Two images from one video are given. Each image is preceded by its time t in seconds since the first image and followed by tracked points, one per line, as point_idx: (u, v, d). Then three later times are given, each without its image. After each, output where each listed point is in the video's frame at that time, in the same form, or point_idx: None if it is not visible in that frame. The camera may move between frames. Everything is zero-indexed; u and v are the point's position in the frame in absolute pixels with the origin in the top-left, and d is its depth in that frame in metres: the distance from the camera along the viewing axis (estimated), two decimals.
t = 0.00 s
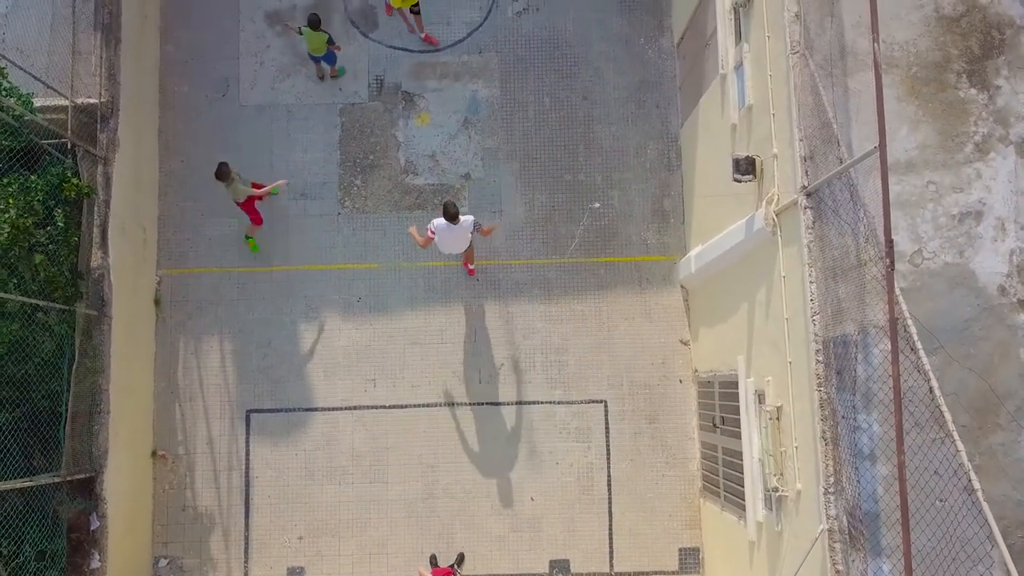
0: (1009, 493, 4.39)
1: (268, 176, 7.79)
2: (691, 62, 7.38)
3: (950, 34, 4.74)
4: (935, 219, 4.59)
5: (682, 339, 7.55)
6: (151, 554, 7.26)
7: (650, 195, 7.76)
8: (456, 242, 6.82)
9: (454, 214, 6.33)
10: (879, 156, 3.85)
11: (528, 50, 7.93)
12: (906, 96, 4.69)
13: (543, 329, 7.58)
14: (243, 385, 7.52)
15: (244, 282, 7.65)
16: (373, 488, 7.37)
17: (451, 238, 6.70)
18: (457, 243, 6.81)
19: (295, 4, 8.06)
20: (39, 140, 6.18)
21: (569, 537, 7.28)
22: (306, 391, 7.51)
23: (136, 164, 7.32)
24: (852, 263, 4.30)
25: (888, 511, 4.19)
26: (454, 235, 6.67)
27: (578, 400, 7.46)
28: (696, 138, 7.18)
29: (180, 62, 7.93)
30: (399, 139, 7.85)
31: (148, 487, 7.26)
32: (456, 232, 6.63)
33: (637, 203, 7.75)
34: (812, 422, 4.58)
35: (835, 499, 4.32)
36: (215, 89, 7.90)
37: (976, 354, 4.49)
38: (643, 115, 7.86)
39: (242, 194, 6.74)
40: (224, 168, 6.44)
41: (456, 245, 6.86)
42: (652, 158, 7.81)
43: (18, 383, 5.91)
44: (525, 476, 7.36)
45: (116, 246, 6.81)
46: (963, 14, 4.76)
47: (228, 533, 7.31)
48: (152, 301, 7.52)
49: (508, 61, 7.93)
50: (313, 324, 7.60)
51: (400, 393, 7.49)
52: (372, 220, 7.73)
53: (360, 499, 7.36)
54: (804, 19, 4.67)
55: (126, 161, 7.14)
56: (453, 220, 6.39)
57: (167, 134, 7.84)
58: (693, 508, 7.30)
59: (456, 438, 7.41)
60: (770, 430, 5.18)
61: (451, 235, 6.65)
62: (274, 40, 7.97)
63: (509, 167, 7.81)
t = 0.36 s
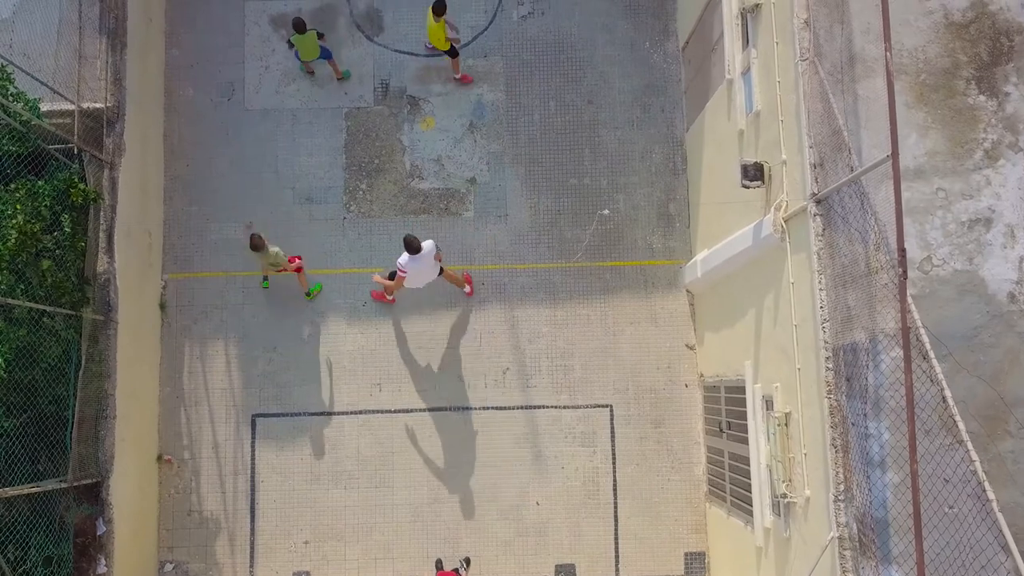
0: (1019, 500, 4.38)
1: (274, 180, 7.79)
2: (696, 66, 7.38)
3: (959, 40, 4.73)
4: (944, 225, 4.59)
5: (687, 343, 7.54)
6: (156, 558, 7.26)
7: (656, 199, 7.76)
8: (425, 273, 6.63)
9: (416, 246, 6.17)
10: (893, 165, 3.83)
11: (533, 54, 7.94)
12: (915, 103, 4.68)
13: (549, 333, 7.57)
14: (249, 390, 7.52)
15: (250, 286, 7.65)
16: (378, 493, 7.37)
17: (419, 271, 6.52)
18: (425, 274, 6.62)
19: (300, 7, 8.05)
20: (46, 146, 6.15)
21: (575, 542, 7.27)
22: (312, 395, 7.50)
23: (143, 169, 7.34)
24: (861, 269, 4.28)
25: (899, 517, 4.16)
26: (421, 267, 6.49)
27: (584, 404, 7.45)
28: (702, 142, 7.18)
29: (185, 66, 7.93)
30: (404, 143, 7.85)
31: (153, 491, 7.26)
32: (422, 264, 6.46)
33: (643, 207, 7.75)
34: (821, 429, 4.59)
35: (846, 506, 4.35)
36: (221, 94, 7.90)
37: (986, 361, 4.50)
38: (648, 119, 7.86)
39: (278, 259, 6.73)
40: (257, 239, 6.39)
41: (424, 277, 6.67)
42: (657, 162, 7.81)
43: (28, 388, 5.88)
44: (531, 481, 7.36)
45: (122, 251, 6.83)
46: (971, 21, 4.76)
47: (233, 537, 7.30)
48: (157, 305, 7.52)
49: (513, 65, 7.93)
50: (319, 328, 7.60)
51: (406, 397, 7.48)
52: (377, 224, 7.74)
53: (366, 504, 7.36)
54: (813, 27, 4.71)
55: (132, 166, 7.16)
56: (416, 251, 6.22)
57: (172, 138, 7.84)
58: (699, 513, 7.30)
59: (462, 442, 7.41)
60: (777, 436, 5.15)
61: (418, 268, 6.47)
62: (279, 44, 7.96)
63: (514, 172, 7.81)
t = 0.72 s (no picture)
0: None
1: (279, 186, 7.79)
2: (702, 72, 7.37)
3: (968, 49, 4.72)
4: (953, 235, 4.58)
5: (693, 349, 7.53)
6: (161, 565, 7.26)
7: (661, 205, 7.75)
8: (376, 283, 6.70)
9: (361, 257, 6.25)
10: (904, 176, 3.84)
11: (538, 59, 7.93)
12: (924, 112, 4.67)
13: (554, 339, 7.57)
14: (254, 396, 7.52)
15: (255, 292, 7.65)
16: (384, 499, 7.36)
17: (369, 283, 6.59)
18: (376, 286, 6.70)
19: (305, 12, 8.03)
20: (52, 153, 6.14)
21: (580, 548, 7.27)
22: (317, 401, 7.50)
23: (148, 174, 7.34)
24: (870, 279, 4.28)
25: (908, 527, 4.16)
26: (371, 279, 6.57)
27: (589, 410, 7.45)
28: (708, 148, 7.17)
29: (190, 71, 7.93)
30: (410, 148, 7.85)
31: (159, 498, 7.26)
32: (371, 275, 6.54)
33: (648, 213, 7.74)
34: (830, 438, 4.58)
35: (855, 517, 4.33)
36: (225, 99, 7.89)
37: (995, 371, 4.49)
38: (654, 125, 7.85)
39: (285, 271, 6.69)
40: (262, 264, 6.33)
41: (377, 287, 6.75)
42: (662, 167, 7.80)
43: (35, 396, 5.88)
44: (536, 487, 7.35)
45: (127, 257, 6.83)
46: (981, 29, 4.74)
47: (238, 543, 7.30)
48: (162, 310, 7.52)
49: (518, 71, 7.92)
50: (324, 334, 7.59)
51: (411, 403, 7.48)
52: (383, 230, 7.74)
53: (371, 510, 7.35)
54: (822, 36, 4.71)
55: (137, 172, 7.15)
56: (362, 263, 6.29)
57: (178, 143, 7.84)
58: (704, 519, 7.29)
59: (467, 448, 7.41)
60: (785, 445, 5.14)
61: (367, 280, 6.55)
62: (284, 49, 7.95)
63: (519, 177, 7.81)
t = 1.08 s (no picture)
0: None
1: (281, 193, 7.78)
2: (706, 80, 7.36)
3: (973, 62, 4.71)
4: (958, 248, 4.58)
5: (696, 358, 7.53)
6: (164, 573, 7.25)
7: (664, 213, 7.74)
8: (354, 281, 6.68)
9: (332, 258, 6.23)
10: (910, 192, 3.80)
11: (541, 67, 7.93)
12: (929, 125, 4.66)
13: (557, 347, 7.56)
14: (256, 404, 7.51)
15: (257, 300, 7.65)
16: (387, 507, 7.35)
17: (339, 288, 6.56)
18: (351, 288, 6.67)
19: (307, 20, 8.02)
20: (55, 163, 6.11)
21: (583, 556, 7.26)
22: (319, 410, 7.49)
23: (150, 183, 7.34)
24: (875, 293, 4.28)
25: (914, 542, 4.17)
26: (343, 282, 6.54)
27: (592, 419, 7.44)
28: (711, 156, 7.17)
29: (192, 79, 7.92)
30: (412, 156, 7.84)
31: (161, 506, 7.25)
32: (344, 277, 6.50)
33: (651, 221, 7.73)
34: (835, 452, 4.56)
35: (860, 531, 4.31)
36: (228, 107, 7.89)
37: (1001, 385, 4.47)
38: (656, 133, 7.85)
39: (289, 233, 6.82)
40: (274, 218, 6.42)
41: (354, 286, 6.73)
42: (665, 175, 7.79)
43: (38, 405, 5.87)
44: (539, 496, 7.34)
45: (131, 265, 6.84)
46: (986, 42, 4.73)
47: (241, 552, 7.29)
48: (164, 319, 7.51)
49: (521, 79, 7.92)
50: (326, 342, 7.59)
51: (413, 412, 7.47)
52: (385, 238, 7.74)
53: (374, 519, 7.34)
54: (827, 49, 4.71)
55: (141, 181, 7.15)
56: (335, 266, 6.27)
57: (180, 151, 7.83)
58: (708, 528, 7.28)
59: (470, 456, 7.40)
60: (790, 457, 5.11)
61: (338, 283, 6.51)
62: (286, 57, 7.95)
63: (522, 185, 7.81)
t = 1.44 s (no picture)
0: None
1: (283, 204, 7.78)
2: (708, 91, 7.34)
3: (976, 79, 4.69)
4: (962, 266, 4.56)
5: (698, 369, 7.51)
6: None
7: (666, 223, 7.73)
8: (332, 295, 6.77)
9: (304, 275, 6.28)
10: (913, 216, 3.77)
11: (543, 77, 7.91)
12: (932, 143, 4.65)
13: (558, 359, 7.54)
14: (257, 416, 7.50)
15: (259, 312, 7.64)
16: (388, 519, 7.34)
17: (309, 302, 6.69)
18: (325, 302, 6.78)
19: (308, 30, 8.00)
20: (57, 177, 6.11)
21: (585, 569, 7.24)
22: (320, 421, 7.48)
23: (152, 194, 7.33)
24: (880, 314, 4.28)
25: (916, 563, 4.18)
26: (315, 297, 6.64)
27: (594, 431, 7.42)
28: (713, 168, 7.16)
29: (193, 90, 7.91)
30: (414, 167, 7.83)
31: (162, 519, 7.24)
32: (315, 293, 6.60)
33: (653, 231, 7.72)
34: (837, 471, 4.53)
35: (863, 553, 4.29)
36: (228, 118, 7.88)
37: (1005, 405, 4.46)
38: (658, 144, 7.83)
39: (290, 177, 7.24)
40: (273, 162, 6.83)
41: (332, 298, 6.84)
42: (667, 186, 7.78)
43: (39, 420, 5.86)
44: (540, 508, 7.33)
45: (133, 277, 6.85)
46: (989, 59, 4.71)
47: (242, 564, 7.28)
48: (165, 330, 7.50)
49: (522, 89, 7.91)
50: (327, 353, 7.58)
51: (414, 423, 7.46)
52: (387, 249, 7.73)
53: (375, 532, 7.33)
54: (831, 67, 4.65)
55: (144, 193, 7.16)
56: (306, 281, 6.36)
57: (181, 162, 7.82)
58: (709, 540, 7.27)
59: (471, 468, 7.39)
60: (793, 473, 5.13)
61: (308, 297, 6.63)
62: (288, 68, 7.94)
63: (524, 196, 7.80)
